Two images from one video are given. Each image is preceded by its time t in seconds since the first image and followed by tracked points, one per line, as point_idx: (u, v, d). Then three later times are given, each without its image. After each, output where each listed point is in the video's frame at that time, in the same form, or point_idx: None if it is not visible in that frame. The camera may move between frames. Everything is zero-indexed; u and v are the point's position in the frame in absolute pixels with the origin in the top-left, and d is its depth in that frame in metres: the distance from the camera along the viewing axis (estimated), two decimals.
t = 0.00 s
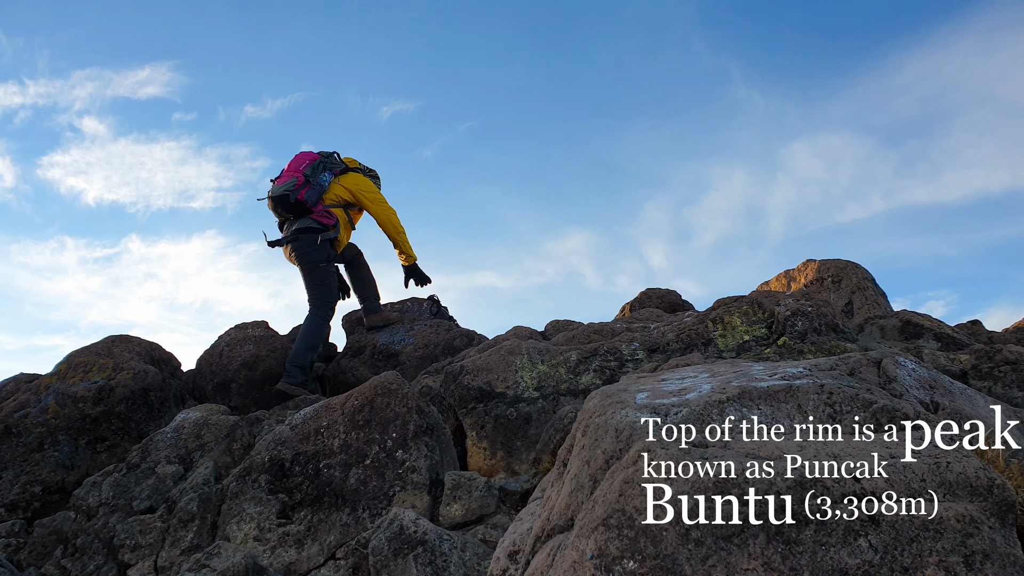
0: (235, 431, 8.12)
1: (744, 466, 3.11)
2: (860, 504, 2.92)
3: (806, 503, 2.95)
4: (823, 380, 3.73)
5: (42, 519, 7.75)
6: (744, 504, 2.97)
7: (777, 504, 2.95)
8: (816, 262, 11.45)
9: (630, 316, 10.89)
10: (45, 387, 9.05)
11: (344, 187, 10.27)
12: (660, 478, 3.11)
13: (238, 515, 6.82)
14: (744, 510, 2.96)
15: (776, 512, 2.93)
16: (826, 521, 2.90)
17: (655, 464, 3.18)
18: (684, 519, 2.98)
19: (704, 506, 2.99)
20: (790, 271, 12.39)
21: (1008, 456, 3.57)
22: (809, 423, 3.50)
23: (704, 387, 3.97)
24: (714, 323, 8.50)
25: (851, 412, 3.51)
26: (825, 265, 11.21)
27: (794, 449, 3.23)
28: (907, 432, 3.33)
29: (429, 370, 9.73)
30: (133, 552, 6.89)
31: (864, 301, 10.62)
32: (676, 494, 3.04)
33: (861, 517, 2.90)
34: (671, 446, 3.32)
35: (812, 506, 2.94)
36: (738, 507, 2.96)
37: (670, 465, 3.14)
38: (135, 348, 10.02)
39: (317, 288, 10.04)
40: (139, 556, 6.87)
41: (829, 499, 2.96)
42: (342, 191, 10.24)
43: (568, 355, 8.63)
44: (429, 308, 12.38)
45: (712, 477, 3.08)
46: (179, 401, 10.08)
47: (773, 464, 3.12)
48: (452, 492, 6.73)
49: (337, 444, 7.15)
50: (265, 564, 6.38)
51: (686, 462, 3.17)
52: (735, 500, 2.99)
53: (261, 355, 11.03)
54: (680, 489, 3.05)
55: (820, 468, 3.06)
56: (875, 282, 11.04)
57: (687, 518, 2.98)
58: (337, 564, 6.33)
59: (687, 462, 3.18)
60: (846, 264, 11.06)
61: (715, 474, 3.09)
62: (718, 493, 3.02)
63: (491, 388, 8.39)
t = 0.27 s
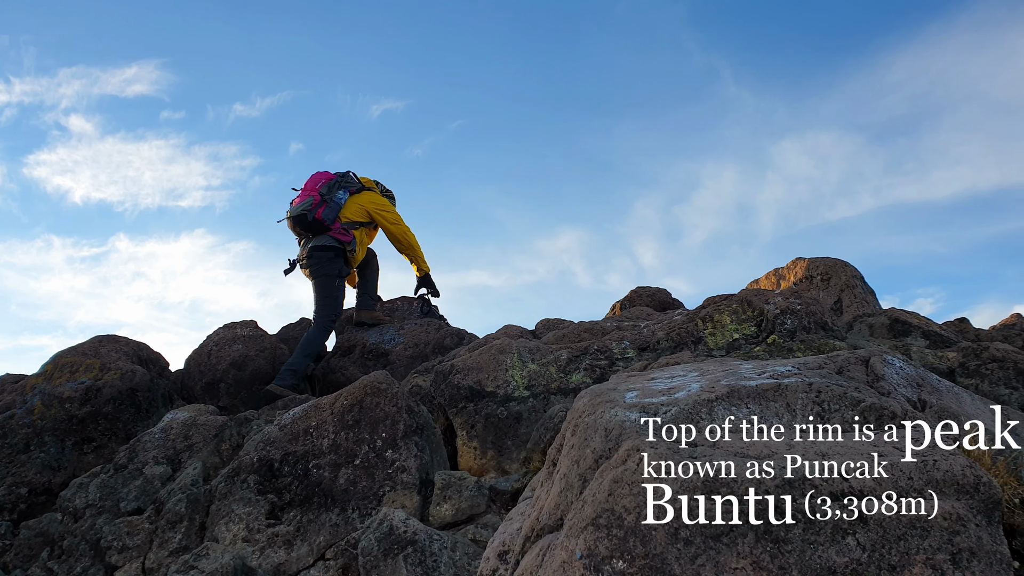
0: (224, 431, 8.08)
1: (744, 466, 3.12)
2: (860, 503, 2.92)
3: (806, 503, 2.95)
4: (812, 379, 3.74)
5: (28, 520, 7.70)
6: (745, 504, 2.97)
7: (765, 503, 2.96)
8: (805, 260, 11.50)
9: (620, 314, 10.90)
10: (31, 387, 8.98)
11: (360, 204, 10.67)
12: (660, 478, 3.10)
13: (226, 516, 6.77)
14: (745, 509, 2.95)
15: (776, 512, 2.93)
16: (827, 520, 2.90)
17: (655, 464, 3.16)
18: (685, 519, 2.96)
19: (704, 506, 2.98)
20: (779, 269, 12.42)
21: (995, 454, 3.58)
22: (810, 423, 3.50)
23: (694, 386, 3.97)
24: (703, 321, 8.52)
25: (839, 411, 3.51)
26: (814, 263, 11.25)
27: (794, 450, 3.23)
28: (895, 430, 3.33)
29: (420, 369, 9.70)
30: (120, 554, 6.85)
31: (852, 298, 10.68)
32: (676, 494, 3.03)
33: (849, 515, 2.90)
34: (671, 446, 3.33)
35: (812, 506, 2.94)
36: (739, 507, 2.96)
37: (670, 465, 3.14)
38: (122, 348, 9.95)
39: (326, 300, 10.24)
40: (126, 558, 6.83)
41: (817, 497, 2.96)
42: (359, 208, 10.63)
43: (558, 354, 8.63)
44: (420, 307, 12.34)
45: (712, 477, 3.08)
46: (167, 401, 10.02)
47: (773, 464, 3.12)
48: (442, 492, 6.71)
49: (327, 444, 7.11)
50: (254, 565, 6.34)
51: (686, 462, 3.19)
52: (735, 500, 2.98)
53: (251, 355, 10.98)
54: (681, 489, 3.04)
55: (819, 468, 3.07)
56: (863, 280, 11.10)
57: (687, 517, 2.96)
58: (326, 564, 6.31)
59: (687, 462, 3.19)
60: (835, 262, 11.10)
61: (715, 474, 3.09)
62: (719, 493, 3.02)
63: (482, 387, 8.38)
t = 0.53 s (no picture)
0: (207, 437, 8.02)
1: (744, 466, 3.10)
2: (860, 504, 2.93)
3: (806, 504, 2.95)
4: (792, 383, 3.75)
5: (7, 528, 7.61)
6: (745, 504, 2.96)
7: (746, 508, 2.96)
8: (789, 264, 11.56)
9: (605, 317, 10.92)
10: (10, 393, 8.89)
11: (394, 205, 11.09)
12: (660, 478, 3.07)
13: (209, 523, 6.71)
14: (744, 510, 2.94)
15: (776, 512, 2.93)
16: (826, 521, 2.91)
17: (655, 464, 3.14)
18: (684, 519, 2.96)
19: (704, 507, 2.98)
20: (764, 272, 12.49)
21: (971, 457, 3.61)
22: (810, 423, 3.51)
23: (676, 391, 3.97)
24: (688, 324, 8.55)
25: (819, 416, 3.52)
26: (798, 267, 11.32)
27: (795, 449, 3.22)
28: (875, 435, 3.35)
29: (405, 373, 9.67)
30: (100, 563, 6.78)
31: (836, 301, 10.74)
32: (676, 494, 3.01)
33: (828, 520, 2.91)
34: (671, 448, 3.39)
35: (812, 507, 2.94)
36: (739, 508, 2.95)
37: (670, 465, 3.11)
38: (104, 352, 9.86)
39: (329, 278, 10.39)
40: (107, 566, 6.76)
41: (797, 503, 2.97)
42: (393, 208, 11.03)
43: (544, 358, 8.62)
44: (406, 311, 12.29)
45: (712, 477, 3.07)
46: (150, 406, 9.94)
47: (773, 464, 3.12)
48: (427, 497, 6.69)
49: (310, 449, 7.07)
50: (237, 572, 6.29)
51: (685, 462, 3.16)
52: (735, 500, 2.97)
53: (235, 359, 10.91)
54: (681, 490, 3.02)
55: (820, 468, 3.07)
56: (847, 283, 11.17)
57: (687, 518, 2.96)
58: (309, 571, 6.27)
59: (686, 461, 3.16)
60: (819, 265, 11.17)
61: (715, 474, 3.07)
62: (719, 493, 3.01)
63: (467, 392, 8.35)
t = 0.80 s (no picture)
0: (189, 452, 7.96)
1: (744, 466, 3.15)
2: (860, 504, 2.96)
3: (806, 504, 2.99)
4: (769, 389, 3.78)
5: None
6: (745, 504, 2.98)
7: (723, 516, 2.97)
8: (771, 266, 11.63)
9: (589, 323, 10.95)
10: None
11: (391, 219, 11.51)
12: (661, 478, 3.12)
13: (191, 540, 6.65)
14: (745, 510, 2.97)
15: (776, 512, 2.95)
16: (826, 520, 2.94)
17: (655, 465, 3.20)
18: (684, 519, 2.97)
19: (704, 507, 3.00)
20: (746, 275, 12.57)
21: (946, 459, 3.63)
22: (811, 423, 3.54)
23: (654, 399, 3.99)
24: (671, 329, 8.58)
25: (796, 421, 3.55)
26: (780, 269, 11.40)
27: (796, 450, 3.27)
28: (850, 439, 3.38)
29: (389, 383, 9.64)
30: None
31: (817, 303, 10.83)
32: (675, 494, 3.04)
33: (804, 526, 2.93)
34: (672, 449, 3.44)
35: (811, 508, 2.98)
36: (739, 508, 2.97)
37: (670, 466, 3.18)
38: (83, 368, 9.77)
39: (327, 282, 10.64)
40: None
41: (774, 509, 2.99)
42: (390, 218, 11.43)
43: (528, 365, 8.62)
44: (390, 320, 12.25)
45: (712, 476, 3.11)
46: (131, 422, 9.85)
47: (773, 464, 3.16)
48: (411, 509, 6.66)
49: (293, 463, 7.03)
50: None
51: (685, 463, 3.22)
52: (736, 500, 2.99)
53: (217, 372, 10.84)
54: (680, 489, 3.06)
55: (820, 468, 3.11)
56: (828, 285, 11.25)
57: (687, 518, 2.98)
58: None
59: (687, 462, 3.23)
60: (800, 267, 11.26)
61: (714, 474, 3.12)
62: (718, 493, 3.03)
63: (451, 401, 8.34)
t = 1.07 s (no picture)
0: (167, 460, 7.88)
1: (744, 466, 3.19)
2: (860, 503, 2.98)
3: (806, 503, 3.02)
4: (743, 390, 3.81)
5: None
6: (744, 504, 3.01)
7: (697, 518, 2.99)
8: (749, 266, 11.71)
9: (569, 325, 10.96)
10: None
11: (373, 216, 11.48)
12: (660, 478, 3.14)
13: (169, 548, 6.58)
14: (744, 509, 2.99)
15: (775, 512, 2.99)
16: (826, 520, 2.96)
17: (655, 465, 3.24)
18: (684, 519, 2.98)
19: (704, 507, 3.01)
20: (725, 276, 12.64)
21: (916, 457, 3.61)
22: (811, 422, 3.54)
23: (630, 401, 4.01)
24: (650, 330, 8.62)
25: (769, 422, 3.57)
26: (758, 269, 11.48)
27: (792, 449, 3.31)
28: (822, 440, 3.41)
29: (370, 388, 9.60)
30: None
31: (795, 303, 10.91)
32: (675, 494, 3.05)
33: (776, 527, 2.95)
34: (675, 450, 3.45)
35: (811, 507, 3.00)
36: (738, 508, 2.99)
37: (671, 466, 3.22)
38: (58, 377, 9.65)
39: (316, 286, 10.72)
40: None
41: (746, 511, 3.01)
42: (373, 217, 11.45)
43: (508, 369, 8.62)
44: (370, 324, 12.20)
45: (712, 477, 3.15)
46: (108, 430, 9.74)
47: (773, 464, 3.20)
48: (391, 514, 6.63)
49: (272, 469, 6.98)
50: None
51: (686, 463, 3.26)
52: (735, 500, 3.01)
53: (195, 379, 10.74)
54: (681, 489, 3.06)
55: (820, 467, 3.14)
56: (805, 285, 11.35)
57: (687, 518, 2.98)
58: None
59: (687, 462, 3.26)
60: (778, 267, 11.34)
61: (714, 474, 3.16)
62: (718, 493, 3.05)
63: (432, 405, 8.32)
